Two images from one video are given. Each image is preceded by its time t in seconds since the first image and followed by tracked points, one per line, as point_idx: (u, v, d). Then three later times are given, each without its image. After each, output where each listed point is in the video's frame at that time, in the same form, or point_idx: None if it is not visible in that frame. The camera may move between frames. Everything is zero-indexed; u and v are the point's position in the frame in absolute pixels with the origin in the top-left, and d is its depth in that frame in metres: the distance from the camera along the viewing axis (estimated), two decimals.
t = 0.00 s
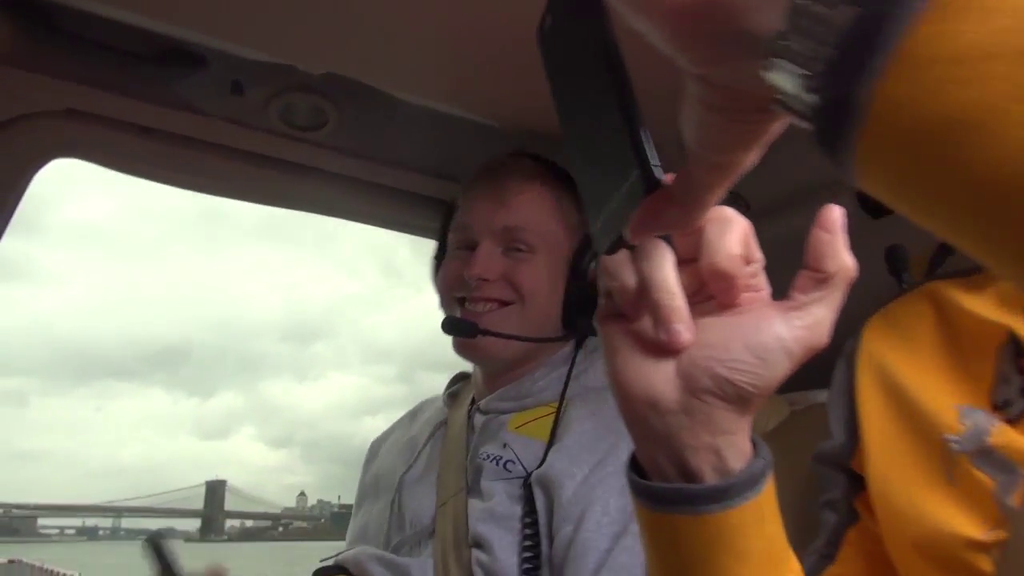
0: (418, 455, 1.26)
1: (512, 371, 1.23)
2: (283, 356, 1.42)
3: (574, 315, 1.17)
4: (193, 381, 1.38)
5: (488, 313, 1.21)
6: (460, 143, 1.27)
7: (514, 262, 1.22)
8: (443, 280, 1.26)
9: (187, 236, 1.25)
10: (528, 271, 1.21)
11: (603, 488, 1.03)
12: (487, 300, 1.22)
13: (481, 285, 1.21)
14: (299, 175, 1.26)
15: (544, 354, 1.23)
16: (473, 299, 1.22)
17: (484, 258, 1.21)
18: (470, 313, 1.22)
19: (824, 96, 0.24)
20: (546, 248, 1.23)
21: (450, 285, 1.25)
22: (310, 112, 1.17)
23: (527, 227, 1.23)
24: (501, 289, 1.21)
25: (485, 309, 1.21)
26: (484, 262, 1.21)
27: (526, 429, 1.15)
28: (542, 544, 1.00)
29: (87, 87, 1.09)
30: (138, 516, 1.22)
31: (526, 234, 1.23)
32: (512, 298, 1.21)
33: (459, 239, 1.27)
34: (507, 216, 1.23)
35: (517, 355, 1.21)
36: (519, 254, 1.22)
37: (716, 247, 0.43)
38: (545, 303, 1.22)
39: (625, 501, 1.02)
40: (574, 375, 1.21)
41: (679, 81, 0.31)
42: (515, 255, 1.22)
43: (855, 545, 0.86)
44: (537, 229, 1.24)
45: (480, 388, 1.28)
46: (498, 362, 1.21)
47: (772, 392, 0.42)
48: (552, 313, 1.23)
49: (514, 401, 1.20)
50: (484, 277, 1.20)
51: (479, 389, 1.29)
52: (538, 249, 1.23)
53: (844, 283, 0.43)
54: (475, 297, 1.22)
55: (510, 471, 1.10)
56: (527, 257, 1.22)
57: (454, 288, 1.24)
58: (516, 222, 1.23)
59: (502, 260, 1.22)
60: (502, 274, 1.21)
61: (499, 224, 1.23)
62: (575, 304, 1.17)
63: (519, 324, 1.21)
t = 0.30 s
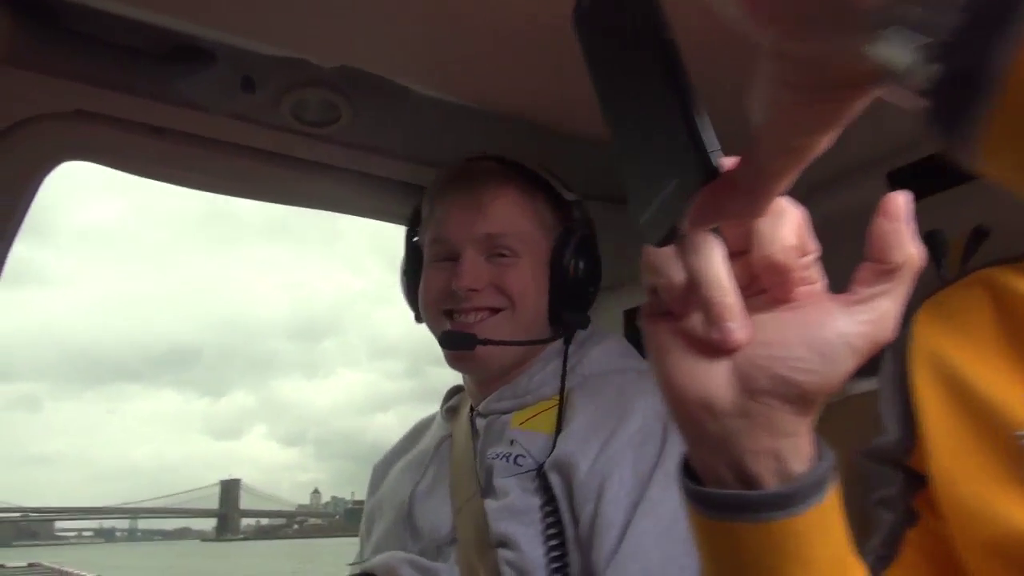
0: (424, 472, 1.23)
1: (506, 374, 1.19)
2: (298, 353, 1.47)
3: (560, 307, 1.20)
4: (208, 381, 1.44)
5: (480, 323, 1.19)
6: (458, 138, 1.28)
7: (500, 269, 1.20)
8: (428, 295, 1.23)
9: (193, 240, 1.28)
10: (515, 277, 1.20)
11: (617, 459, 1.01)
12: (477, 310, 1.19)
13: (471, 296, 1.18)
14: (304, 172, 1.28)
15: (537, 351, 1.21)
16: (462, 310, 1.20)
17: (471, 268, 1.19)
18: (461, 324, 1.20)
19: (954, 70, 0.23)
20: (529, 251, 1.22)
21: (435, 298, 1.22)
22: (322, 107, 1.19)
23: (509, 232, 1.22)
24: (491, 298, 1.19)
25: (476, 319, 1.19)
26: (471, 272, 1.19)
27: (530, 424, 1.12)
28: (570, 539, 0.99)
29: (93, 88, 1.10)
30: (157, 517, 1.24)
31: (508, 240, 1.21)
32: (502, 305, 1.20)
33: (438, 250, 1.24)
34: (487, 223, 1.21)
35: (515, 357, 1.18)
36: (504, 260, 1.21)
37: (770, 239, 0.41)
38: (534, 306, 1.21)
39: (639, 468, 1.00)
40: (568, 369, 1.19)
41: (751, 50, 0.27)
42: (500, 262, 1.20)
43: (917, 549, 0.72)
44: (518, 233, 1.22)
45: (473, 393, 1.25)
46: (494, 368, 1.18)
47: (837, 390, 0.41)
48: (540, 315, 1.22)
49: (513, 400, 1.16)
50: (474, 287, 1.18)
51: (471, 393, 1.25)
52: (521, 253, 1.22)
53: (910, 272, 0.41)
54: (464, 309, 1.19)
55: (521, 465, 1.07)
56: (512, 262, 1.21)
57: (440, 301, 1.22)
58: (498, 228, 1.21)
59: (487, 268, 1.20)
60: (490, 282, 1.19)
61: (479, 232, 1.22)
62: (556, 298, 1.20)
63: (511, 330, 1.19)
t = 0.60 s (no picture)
0: (441, 478, 1.21)
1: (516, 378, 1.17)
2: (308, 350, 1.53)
3: (563, 309, 1.21)
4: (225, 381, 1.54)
5: (489, 330, 1.17)
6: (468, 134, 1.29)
7: (505, 275, 1.17)
8: (435, 306, 1.20)
9: (207, 237, 1.27)
10: (521, 282, 1.18)
11: (637, 445, 0.98)
12: (486, 317, 1.17)
13: (479, 304, 1.16)
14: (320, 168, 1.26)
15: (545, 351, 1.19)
16: (470, 319, 1.17)
17: (476, 276, 1.16)
18: (472, 333, 1.17)
19: None
20: (531, 254, 1.20)
21: (441, 308, 1.19)
22: (340, 103, 1.19)
23: (511, 236, 1.19)
24: (499, 304, 1.17)
25: (485, 327, 1.17)
26: (477, 280, 1.16)
27: (544, 418, 1.10)
28: (593, 526, 0.96)
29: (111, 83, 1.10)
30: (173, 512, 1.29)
31: (511, 244, 1.19)
32: (511, 311, 1.17)
33: (440, 259, 1.21)
34: (489, 229, 1.19)
35: (525, 360, 1.17)
36: (509, 266, 1.18)
37: (824, 235, 0.40)
38: (541, 309, 1.19)
39: (658, 450, 0.97)
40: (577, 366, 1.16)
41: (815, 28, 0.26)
42: (505, 268, 1.18)
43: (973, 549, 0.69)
44: (520, 236, 1.20)
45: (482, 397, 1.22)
46: (507, 374, 1.16)
47: (896, 389, 0.40)
48: (546, 317, 1.20)
49: (525, 398, 1.14)
50: (482, 295, 1.15)
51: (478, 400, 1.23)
52: (524, 257, 1.19)
53: (973, 265, 0.39)
54: (472, 318, 1.17)
55: (539, 459, 1.05)
56: (516, 267, 1.18)
57: (447, 312, 1.19)
58: (500, 233, 1.19)
59: (493, 275, 1.17)
60: (497, 289, 1.17)
61: (481, 240, 1.18)
62: (558, 301, 1.21)
63: (521, 334, 1.17)
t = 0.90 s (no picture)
0: (473, 479, 1.20)
1: (542, 374, 1.17)
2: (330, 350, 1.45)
3: (585, 304, 1.20)
4: (242, 376, 1.43)
5: (514, 330, 1.14)
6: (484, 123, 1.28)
7: (527, 274, 1.15)
8: (459, 310, 1.18)
9: (228, 236, 1.26)
10: (543, 280, 1.15)
11: (672, 435, 0.95)
12: (510, 317, 1.15)
13: (503, 305, 1.13)
14: (336, 163, 1.30)
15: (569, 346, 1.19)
16: (494, 319, 1.15)
17: (497, 277, 1.14)
18: (496, 334, 1.15)
19: None
20: (551, 252, 1.18)
21: (465, 312, 1.17)
22: (361, 98, 1.23)
23: (529, 235, 1.17)
24: (522, 304, 1.14)
25: (511, 328, 1.14)
26: (498, 281, 1.14)
27: (575, 412, 1.07)
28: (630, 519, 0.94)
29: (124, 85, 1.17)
30: (203, 511, 1.28)
31: (531, 243, 1.17)
32: (534, 310, 1.15)
33: (460, 263, 1.19)
34: (507, 229, 1.17)
35: (552, 355, 1.16)
36: (530, 264, 1.16)
37: (892, 225, 0.40)
38: (565, 305, 1.17)
39: (693, 441, 0.94)
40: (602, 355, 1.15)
41: None
42: (526, 268, 1.16)
43: None
44: (539, 234, 1.18)
45: (512, 397, 1.21)
46: (535, 370, 1.15)
47: (973, 383, 0.42)
48: (570, 314, 1.18)
49: (555, 395, 1.13)
50: (505, 296, 1.13)
51: (508, 399, 1.22)
52: (544, 255, 1.17)
53: None
54: (495, 319, 1.15)
55: (571, 452, 1.02)
56: (537, 265, 1.16)
57: (470, 315, 1.16)
58: (519, 232, 1.17)
59: (514, 275, 1.15)
60: (520, 289, 1.14)
61: (500, 240, 1.16)
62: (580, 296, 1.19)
63: (547, 333, 1.15)
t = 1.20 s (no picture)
0: (514, 470, 1.18)
1: (584, 362, 1.15)
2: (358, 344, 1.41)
3: (624, 288, 1.17)
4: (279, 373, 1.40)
5: (552, 317, 1.13)
6: (511, 114, 1.28)
7: (561, 260, 1.14)
8: (495, 301, 1.17)
9: (256, 236, 1.29)
10: (578, 265, 1.14)
11: (715, 425, 0.93)
12: (546, 304, 1.13)
13: (538, 292, 1.12)
14: (360, 155, 1.31)
15: (610, 332, 1.17)
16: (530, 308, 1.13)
17: (531, 265, 1.13)
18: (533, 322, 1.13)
19: None
20: (585, 236, 1.16)
21: (501, 303, 1.16)
22: (390, 89, 1.22)
23: (562, 221, 1.15)
24: (557, 289, 1.13)
25: (549, 315, 1.13)
26: (531, 269, 1.13)
27: (616, 402, 1.05)
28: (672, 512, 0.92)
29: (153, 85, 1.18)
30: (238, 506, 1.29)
31: (563, 228, 1.15)
32: (570, 295, 1.13)
33: (495, 254, 1.17)
34: (538, 216, 1.15)
35: (591, 342, 1.14)
36: (564, 250, 1.14)
37: (970, 201, 0.43)
38: (600, 290, 1.15)
39: (738, 433, 0.91)
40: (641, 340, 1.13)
41: None
42: (560, 253, 1.14)
43: None
44: (571, 220, 1.16)
45: (555, 385, 1.20)
46: (577, 357, 1.14)
47: None
48: (608, 298, 1.16)
49: (598, 384, 1.11)
50: (539, 283, 1.12)
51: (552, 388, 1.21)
52: (577, 239, 1.15)
53: None
54: (531, 308, 1.13)
55: (611, 442, 1.01)
56: (571, 250, 1.14)
57: (507, 305, 1.15)
58: (551, 218, 1.15)
59: (548, 261, 1.13)
60: (554, 275, 1.13)
61: (532, 229, 1.15)
62: (619, 283, 1.17)
63: (585, 318, 1.14)
